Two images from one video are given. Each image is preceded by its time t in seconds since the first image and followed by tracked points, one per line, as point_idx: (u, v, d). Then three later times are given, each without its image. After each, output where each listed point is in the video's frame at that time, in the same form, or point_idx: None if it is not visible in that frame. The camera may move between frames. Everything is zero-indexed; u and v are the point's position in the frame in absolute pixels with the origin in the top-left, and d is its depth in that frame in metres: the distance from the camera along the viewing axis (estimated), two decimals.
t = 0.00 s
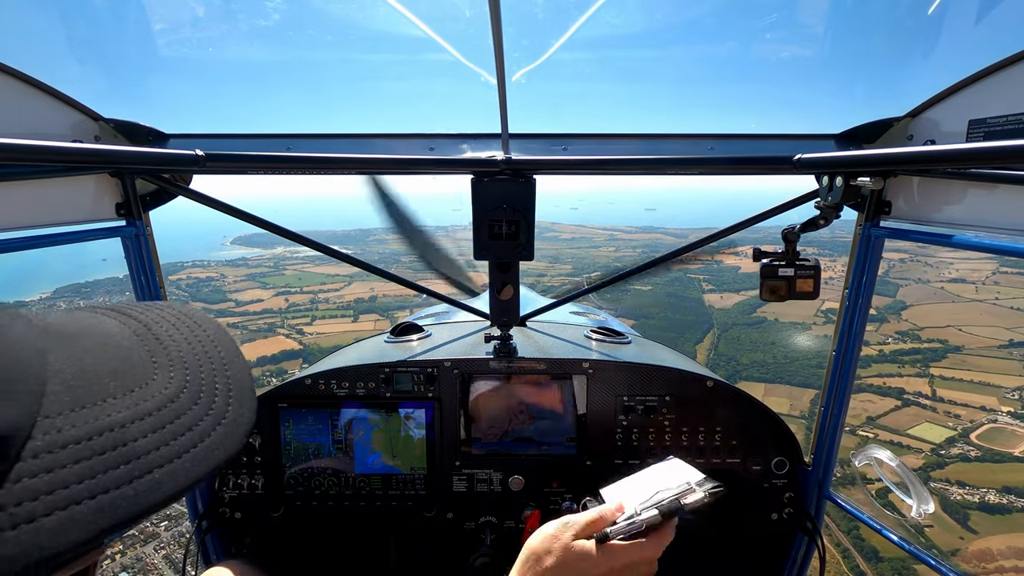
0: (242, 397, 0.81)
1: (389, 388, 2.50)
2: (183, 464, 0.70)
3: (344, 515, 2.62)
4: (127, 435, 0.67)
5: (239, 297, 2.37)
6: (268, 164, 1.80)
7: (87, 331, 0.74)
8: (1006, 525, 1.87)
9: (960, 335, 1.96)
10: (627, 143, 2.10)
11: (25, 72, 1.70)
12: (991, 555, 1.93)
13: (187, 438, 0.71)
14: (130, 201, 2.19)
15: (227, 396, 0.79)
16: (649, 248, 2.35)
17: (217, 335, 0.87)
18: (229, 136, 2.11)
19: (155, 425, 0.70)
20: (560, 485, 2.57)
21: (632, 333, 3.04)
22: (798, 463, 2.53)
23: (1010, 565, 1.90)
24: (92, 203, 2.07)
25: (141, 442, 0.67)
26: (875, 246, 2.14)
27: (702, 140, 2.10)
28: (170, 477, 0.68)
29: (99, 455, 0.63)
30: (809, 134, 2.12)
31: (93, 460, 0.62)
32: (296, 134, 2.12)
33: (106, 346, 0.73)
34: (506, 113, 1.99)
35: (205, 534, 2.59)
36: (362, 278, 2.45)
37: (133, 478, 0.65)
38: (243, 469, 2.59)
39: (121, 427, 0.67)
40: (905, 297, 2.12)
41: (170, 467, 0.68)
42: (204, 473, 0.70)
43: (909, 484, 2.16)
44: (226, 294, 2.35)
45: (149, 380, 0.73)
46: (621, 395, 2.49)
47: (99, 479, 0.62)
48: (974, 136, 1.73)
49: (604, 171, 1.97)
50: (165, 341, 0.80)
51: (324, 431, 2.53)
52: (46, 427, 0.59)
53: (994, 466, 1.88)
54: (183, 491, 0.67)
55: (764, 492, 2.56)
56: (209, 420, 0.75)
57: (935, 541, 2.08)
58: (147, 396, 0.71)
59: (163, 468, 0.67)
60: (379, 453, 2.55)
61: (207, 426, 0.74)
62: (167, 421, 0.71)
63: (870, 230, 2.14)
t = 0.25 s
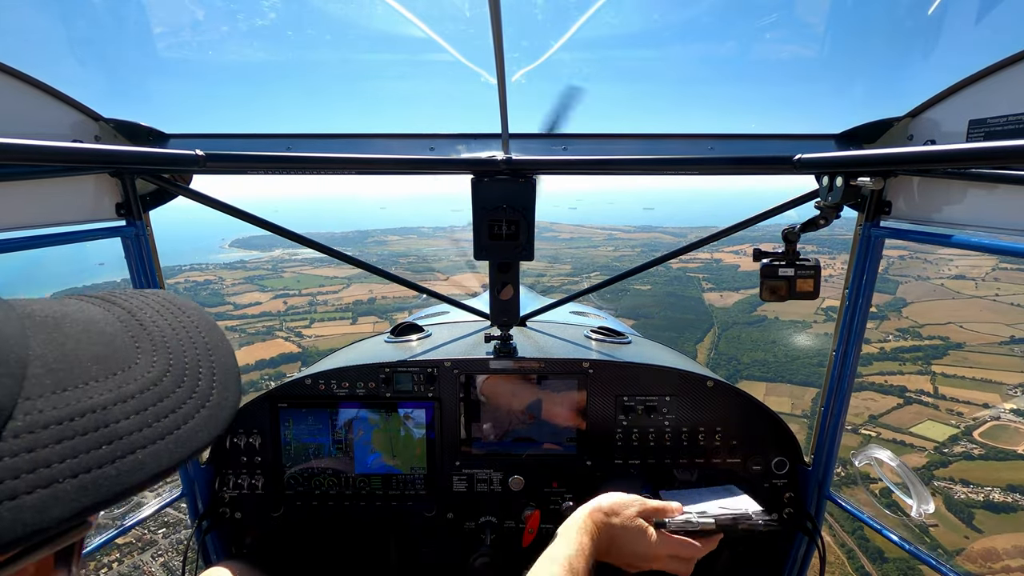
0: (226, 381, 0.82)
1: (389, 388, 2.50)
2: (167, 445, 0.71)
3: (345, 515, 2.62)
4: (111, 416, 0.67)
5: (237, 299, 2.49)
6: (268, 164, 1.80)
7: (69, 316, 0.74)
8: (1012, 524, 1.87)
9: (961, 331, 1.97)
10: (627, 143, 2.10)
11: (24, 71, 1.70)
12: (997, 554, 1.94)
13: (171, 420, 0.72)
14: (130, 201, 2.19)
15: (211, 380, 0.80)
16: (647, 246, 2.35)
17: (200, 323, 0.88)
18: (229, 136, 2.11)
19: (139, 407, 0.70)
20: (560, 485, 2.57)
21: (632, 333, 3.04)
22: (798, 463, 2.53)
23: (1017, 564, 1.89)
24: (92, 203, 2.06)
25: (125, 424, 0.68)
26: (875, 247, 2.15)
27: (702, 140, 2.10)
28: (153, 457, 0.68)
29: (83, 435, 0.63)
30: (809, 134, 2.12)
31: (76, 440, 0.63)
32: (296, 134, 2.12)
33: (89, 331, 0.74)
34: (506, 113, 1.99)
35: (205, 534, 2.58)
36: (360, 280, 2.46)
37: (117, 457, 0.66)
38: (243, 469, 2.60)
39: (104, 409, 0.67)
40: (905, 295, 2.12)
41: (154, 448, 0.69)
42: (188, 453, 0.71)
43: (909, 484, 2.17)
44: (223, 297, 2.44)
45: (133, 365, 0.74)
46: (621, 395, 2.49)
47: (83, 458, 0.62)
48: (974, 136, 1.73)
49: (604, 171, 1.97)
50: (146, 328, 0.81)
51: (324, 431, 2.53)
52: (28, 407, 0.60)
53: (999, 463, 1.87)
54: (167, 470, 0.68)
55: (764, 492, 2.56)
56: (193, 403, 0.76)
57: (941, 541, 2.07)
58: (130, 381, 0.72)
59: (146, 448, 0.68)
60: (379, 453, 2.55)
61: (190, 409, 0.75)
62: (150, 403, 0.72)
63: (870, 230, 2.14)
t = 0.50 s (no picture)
0: (226, 365, 0.84)
1: (389, 388, 2.50)
2: (172, 424, 0.72)
3: (345, 515, 2.63)
4: (116, 398, 0.68)
5: (234, 304, 2.37)
6: (269, 164, 1.81)
7: (69, 303, 0.74)
8: (1016, 522, 1.89)
9: (961, 328, 1.98)
10: (627, 143, 2.10)
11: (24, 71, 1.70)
12: (1001, 553, 1.93)
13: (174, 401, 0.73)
14: (130, 201, 2.19)
15: (209, 364, 0.82)
16: (645, 245, 2.37)
17: (196, 311, 0.90)
18: (229, 136, 2.11)
19: (143, 390, 0.71)
20: (560, 485, 2.57)
21: (631, 333, 3.04)
22: (798, 463, 2.53)
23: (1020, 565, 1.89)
24: (92, 203, 2.07)
25: (130, 404, 0.69)
26: (875, 246, 2.15)
27: (702, 140, 2.10)
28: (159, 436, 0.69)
29: (91, 416, 0.64)
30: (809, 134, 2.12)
31: (85, 420, 0.63)
32: (296, 134, 2.12)
33: (89, 317, 0.74)
34: (506, 113, 1.99)
35: (205, 534, 2.59)
36: (358, 283, 2.47)
37: (123, 437, 0.66)
38: (243, 469, 2.60)
39: (109, 391, 0.68)
40: (904, 292, 2.14)
41: (159, 427, 0.70)
42: (192, 432, 0.72)
43: (909, 484, 2.18)
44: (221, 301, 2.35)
45: (134, 351, 0.75)
46: (621, 395, 2.49)
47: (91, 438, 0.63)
48: (974, 136, 1.73)
49: (604, 171, 1.97)
50: (145, 316, 0.82)
51: (324, 431, 2.53)
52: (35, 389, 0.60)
53: (1002, 461, 1.87)
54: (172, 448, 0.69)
55: (764, 492, 2.56)
56: (194, 386, 0.77)
57: (946, 540, 2.06)
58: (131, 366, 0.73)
59: (151, 427, 0.69)
60: (379, 453, 2.55)
61: (192, 392, 0.76)
62: (154, 385, 0.72)
63: (870, 230, 2.14)
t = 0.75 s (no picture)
0: (225, 349, 0.84)
1: (389, 388, 2.50)
2: (188, 406, 0.72)
3: (345, 514, 2.63)
4: (133, 382, 0.68)
5: (232, 306, 2.44)
6: (268, 164, 1.81)
7: (66, 297, 0.73)
8: (1018, 523, 1.88)
9: (960, 327, 1.98)
10: (627, 143, 2.10)
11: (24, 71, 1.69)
12: (1005, 554, 1.92)
13: (186, 386, 0.74)
14: (130, 200, 2.19)
15: (214, 352, 0.82)
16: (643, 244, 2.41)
17: (188, 305, 0.89)
18: (229, 136, 2.11)
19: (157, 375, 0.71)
20: (560, 484, 2.57)
21: (632, 333, 3.04)
22: (798, 463, 2.52)
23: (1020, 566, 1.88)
24: (92, 203, 2.06)
25: (146, 388, 0.69)
26: (875, 246, 2.14)
27: (702, 140, 2.10)
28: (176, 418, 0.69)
29: (109, 398, 0.64)
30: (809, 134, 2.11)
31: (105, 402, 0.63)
32: (296, 134, 2.12)
33: (89, 311, 0.73)
34: (506, 112, 1.99)
35: (205, 534, 2.58)
36: (354, 285, 2.53)
37: (142, 418, 0.66)
38: (243, 469, 2.60)
39: (126, 376, 0.68)
40: (902, 291, 2.14)
41: (176, 410, 0.70)
42: (209, 408, 0.73)
43: (909, 484, 2.19)
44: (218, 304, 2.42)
45: (140, 339, 0.75)
46: (621, 395, 2.49)
47: (113, 419, 0.63)
48: (974, 136, 1.73)
49: (604, 171, 1.97)
50: (142, 309, 0.81)
51: (325, 431, 2.53)
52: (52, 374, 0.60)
53: (1003, 460, 1.88)
54: (188, 427, 0.69)
55: (764, 492, 2.56)
56: (203, 372, 0.77)
57: (948, 540, 2.05)
58: (143, 354, 0.73)
59: (167, 410, 0.69)
60: (379, 453, 2.55)
61: (204, 378, 0.77)
62: (166, 371, 0.73)
63: (870, 230, 2.14)
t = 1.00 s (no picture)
0: (165, 318, 0.80)
1: (389, 388, 2.50)
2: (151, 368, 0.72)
3: (344, 515, 2.63)
4: (93, 352, 0.66)
5: (227, 307, 2.48)
6: (268, 164, 1.81)
7: None
8: (1017, 522, 1.94)
9: (956, 326, 2.04)
10: (627, 143, 2.11)
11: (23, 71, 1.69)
12: (1004, 555, 1.97)
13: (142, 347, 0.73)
14: (130, 200, 2.18)
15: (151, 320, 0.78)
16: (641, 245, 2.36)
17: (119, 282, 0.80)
18: (228, 136, 2.11)
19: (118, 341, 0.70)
20: (560, 484, 2.57)
21: (631, 333, 3.04)
22: (798, 463, 2.52)
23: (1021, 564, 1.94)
24: (92, 203, 2.06)
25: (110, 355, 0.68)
26: (875, 246, 2.15)
27: (702, 140, 2.10)
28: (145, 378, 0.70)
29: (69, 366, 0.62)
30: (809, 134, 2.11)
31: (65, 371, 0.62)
32: (296, 134, 2.12)
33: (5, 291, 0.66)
34: (506, 113, 1.99)
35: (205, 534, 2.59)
36: (349, 285, 2.47)
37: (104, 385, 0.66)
38: (243, 469, 2.60)
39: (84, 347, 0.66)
40: (898, 290, 2.16)
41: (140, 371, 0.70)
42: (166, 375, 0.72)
43: (909, 484, 2.17)
44: (213, 304, 2.44)
45: (79, 313, 0.69)
46: (621, 395, 2.49)
47: (72, 387, 0.62)
48: (974, 136, 1.73)
49: (604, 171, 1.97)
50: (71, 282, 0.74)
51: (324, 431, 2.53)
52: None
53: (1002, 461, 1.94)
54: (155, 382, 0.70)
55: (763, 492, 2.56)
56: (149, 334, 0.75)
57: (948, 542, 2.06)
58: (93, 325, 0.69)
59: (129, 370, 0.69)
60: (378, 453, 2.55)
61: (157, 342, 0.75)
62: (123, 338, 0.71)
63: (870, 230, 2.14)
